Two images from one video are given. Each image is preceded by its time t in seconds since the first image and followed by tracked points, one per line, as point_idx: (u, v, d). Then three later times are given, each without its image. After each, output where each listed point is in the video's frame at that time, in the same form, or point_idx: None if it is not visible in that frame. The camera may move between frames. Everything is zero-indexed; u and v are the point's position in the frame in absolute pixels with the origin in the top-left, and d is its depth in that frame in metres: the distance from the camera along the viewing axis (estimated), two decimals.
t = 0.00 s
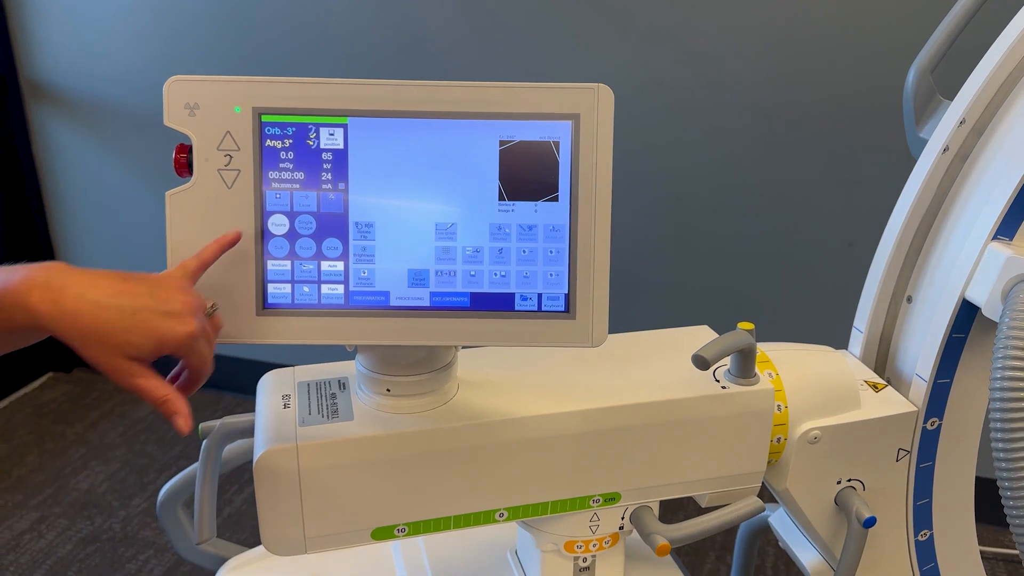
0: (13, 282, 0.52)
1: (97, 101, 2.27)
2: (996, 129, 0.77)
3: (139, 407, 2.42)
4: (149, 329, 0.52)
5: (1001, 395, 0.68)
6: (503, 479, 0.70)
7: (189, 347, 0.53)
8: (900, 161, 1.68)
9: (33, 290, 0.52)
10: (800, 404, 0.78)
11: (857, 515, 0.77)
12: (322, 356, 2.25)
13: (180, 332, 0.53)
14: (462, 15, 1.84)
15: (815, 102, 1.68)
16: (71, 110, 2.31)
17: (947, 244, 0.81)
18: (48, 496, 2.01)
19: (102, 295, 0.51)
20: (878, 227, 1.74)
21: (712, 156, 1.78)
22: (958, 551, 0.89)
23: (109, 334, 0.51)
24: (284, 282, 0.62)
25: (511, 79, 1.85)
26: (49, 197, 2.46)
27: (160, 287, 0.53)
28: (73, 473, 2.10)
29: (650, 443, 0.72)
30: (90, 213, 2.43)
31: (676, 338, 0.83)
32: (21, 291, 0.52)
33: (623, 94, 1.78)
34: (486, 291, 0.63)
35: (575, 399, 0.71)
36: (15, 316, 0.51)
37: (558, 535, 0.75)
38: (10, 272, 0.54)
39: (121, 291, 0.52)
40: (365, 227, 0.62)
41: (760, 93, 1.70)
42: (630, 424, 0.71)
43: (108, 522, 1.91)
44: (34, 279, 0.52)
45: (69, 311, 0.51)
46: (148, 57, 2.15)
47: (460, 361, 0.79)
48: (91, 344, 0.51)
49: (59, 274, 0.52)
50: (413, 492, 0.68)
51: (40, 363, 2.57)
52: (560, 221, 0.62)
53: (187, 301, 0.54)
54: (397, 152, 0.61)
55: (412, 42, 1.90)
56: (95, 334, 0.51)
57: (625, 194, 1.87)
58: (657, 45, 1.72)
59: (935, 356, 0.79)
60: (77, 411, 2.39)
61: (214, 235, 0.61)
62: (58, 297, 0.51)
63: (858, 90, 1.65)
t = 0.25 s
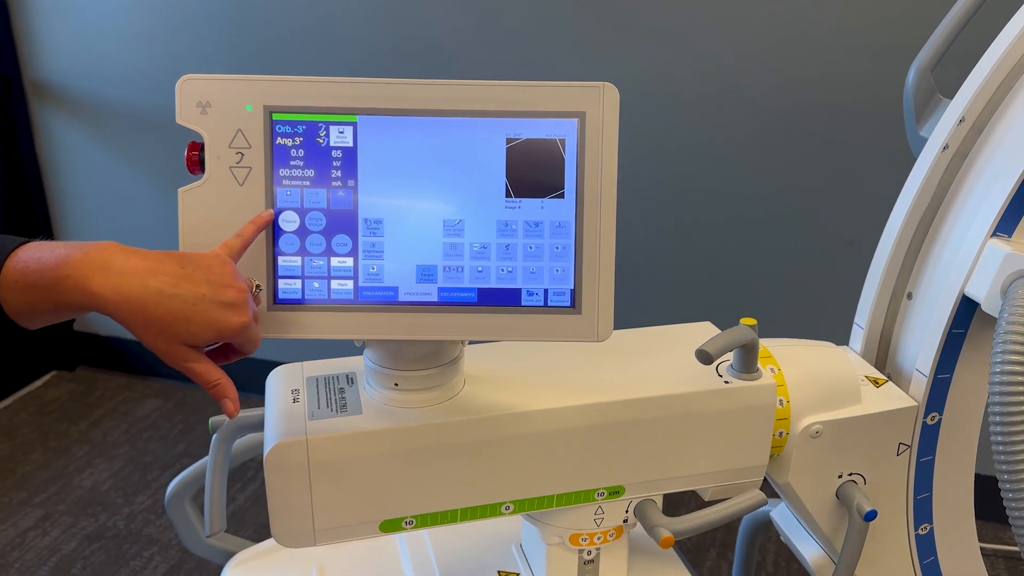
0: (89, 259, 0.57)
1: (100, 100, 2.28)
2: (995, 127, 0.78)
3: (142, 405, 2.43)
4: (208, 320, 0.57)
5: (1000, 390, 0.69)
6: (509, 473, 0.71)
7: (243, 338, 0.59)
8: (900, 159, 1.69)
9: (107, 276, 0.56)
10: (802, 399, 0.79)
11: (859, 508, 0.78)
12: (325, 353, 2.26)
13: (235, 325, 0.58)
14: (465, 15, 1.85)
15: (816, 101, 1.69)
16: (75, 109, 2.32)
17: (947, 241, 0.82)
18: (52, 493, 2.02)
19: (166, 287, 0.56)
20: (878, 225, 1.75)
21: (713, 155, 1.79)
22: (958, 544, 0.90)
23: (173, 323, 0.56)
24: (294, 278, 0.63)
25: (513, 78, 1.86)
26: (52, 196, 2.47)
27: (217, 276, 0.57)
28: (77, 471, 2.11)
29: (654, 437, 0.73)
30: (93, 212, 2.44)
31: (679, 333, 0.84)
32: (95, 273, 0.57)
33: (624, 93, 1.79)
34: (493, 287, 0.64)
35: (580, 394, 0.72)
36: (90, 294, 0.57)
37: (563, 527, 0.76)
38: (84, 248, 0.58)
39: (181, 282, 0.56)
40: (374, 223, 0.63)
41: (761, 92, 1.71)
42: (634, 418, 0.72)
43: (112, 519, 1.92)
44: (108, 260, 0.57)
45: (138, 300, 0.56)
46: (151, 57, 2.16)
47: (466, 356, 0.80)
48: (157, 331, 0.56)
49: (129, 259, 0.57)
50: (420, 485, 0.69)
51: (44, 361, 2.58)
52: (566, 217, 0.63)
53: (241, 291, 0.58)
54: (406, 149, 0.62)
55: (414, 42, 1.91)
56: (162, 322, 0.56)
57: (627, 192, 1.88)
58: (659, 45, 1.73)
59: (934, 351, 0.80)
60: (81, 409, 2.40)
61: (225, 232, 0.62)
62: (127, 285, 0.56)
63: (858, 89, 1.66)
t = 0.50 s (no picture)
0: (113, 261, 0.57)
1: (104, 100, 2.28)
2: (1000, 125, 0.79)
3: (146, 404, 2.44)
4: (236, 319, 0.58)
5: (1005, 386, 0.69)
6: (518, 468, 0.71)
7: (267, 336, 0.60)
8: (902, 158, 1.69)
9: (134, 278, 0.56)
10: (809, 395, 0.79)
11: (865, 504, 0.79)
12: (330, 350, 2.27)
13: (261, 324, 0.60)
14: (468, 14, 1.85)
15: (818, 100, 1.69)
16: (79, 108, 2.33)
17: (951, 238, 0.83)
18: (57, 492, 2.02)
19: (196, 288, 0.57)
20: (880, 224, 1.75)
21: (716, 153, 1.80)
22: (962, 540, 0.90)
23: (203, 324, 0.57)
24: (306, 274, 0.64)
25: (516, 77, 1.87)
26: (56, 196, 2.48)
27: (243, 277, 0.59)
28: (81, 470, 2.11)
29: (662, 432, 0.73)
30: (96, 212, 2.45)
31: (685, 330, 0.84)
32: (122, 276, 0.56)
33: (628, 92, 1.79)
34: (504, 284, 0.65)
35: (588, 390, 0.72)
36: (115, 297, 0.56)
37: (571, 523, 0.77)
38: (105, 250, 0.58)
39: (209, 282, 0.57)
40: (386, 220, 0.63)
41: (763, 91, 1.72)
42: (642, 414, 0.72)
43: (116, 517, 1.93)
44: (133, 262, 0.57)
45: (169, 302, 0.56)
46: (156, 56, 2.17)
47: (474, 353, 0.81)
48: (186, 331, 0.57)
49: (154, 261, 0.57)
50: (431, 480, 0.70)
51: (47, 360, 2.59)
52: (576, 214, 0.64)
53: (263, 291, 0.60)
54: (417, 147, 0.63)
55: (418, 42, 1.92)
56: (192, 323, 0.57)
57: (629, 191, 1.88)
58: (662, 45, 1.74)
59: (939, 348, 0.81)
60: (84, 408, 2.41)
61: (238, 229, 0.63)
62: (157, 286, 0.56)
63: (860, 88, 1.66)
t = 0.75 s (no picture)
0: (126, 259, 0.57)
1: (106, 100, 2.29)
2: (1003, 125, 0.79)
3: (147, 404, 2.44)
4: (248, 318, 0.59)
5: (1008, 384, 0.69)
6: (523, 466, 0.72)
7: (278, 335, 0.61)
8: (903, 157, 1.70)
9: (147, 277, 0.57)
10: (812, 394, 0.80)
11: (867, 502, 0.79)
12: (333, 349, 2.27)
13: (271, 323, 0.60)
14: (469, 15, 1.85)
15: (820, 99, 1.70)
16: (80, 108, 2.33)
17: (954, 237, 0.83)
18: (58, 491, 2.02)
19: (208, 286, 0.57)
20: (881, 223, 1.76)
21: (717, 153, 1.80)
22: (964, 538, 0.91)
23: (215, 323, 0.58)
24: (312, 273, 0.64)
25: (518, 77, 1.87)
26: (57, 195, 2.48)
27: (254, 277, 0.59)
28: (83, 469, 2.11)
29: (666, 431, 0.74)
30: (97, 212, 2.45)
31: (688, 329, 0.85)
32: (135, 274, 0.57)
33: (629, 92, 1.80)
34: (509, 283, 0.65)
35: (593, 388, 0.73)
36: (127, 296, 0.57)
37: (575, 521, 0.77)
38: (118, 249, 0.58)
39: (221, 282, 0.58)
40: (392, 220, 0.64)
41: (765, 91, 1.72)
42: (645, 413, 0.72)
43: (118, 517, 1.93)
44: (147, 260, 0.57)
45: (183, 301, 0.57)
46: (159, 55, 2.17)
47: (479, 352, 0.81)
48: (200, 329, 0.58)
49: (168, 260, 0.58)
50: (436, 479, 0.70)
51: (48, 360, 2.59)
52: (581, 214, 0.64)
53: (274, 290, 0.61)
54: (423, 147, 0.63)
55: (419, 42, 1.92)
56: (205, 321, 0.57)
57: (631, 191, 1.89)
58: (663, 45, 1.74)
59: (941, 347, 0.81)
60: (85, 408, 2.41)
61: (245, 228, 0.63)
62: (170, 284, 0.57)
63: (861, 88, 1.67)
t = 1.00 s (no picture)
0: (168, 262, 0.56)
1: (104, 99, 2.28)
2: (999, 123, 0.79)
3: (144, 403, 2.43)
4: (295, 322, 0.57)
5: (1006, 382, 0.69)
6: (520, 465, 0.72)
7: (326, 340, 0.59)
8: (901, 156, 1.70)
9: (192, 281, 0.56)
10: (809, 392, 0.80)
11: (865, 501, 0.79)
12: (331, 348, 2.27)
13: (320, 327, 0.58)
14: (467, 14, 1.85)
15: (818, 98, 1.70)
16: (78, 108, 2.33)
17: (951, 236, 0.83)
18: (56, 491, 2.02)
19: (254, 290, 0.56)
20: (879, 222, 1.76)
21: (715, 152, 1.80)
22: (961, 537, 0.91)
23: (263, 328, 0.57)
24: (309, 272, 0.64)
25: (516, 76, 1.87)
26: (54, 195, 2.47)
27: (301, 280, 0.58)
28: (80, 469, 2.11)
29: (663, 430, 0.74)
30: (95, 211, 2.44)
31: (685, 328, 0.85)
32: (178, 277, 0.56)
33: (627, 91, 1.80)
34: (505, 281, 0.65)
35: (590, 387, 0.73)
36: (171, 300, 0.56)
37: (572, 520, 0.77)
38: (160, 252, 0.57)
39: (267, 284, 0.57)
40: (388, 218, 0.64)
41: (763, 90, 1.72)
42: (643, 411, 0.72)
43: (116, 517, 1.93)
44: (189, 263, 0.56)
45: (228, 304, 0.56)
46: (156, 54, 2.16)
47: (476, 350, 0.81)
48: (247, 334, 0.57)
49: (212, 263, 0.57)
50: (433, 478, 0.70)
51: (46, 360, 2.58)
52: (578, 212, 0.64)
53: (322, 292, 0.59)
54: (419, 146, 0.63)
55: (417, 41, 1.92)
56: (252, 326, 0.56)
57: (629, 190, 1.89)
58: (661, 44, 1.74)
59: (939, 345, 0.81)
60: (83, 407, 2.41)
61: (241, 227, 0.63)
62: (215, 288, 0.56)
63: (859, 87, 1.67)
